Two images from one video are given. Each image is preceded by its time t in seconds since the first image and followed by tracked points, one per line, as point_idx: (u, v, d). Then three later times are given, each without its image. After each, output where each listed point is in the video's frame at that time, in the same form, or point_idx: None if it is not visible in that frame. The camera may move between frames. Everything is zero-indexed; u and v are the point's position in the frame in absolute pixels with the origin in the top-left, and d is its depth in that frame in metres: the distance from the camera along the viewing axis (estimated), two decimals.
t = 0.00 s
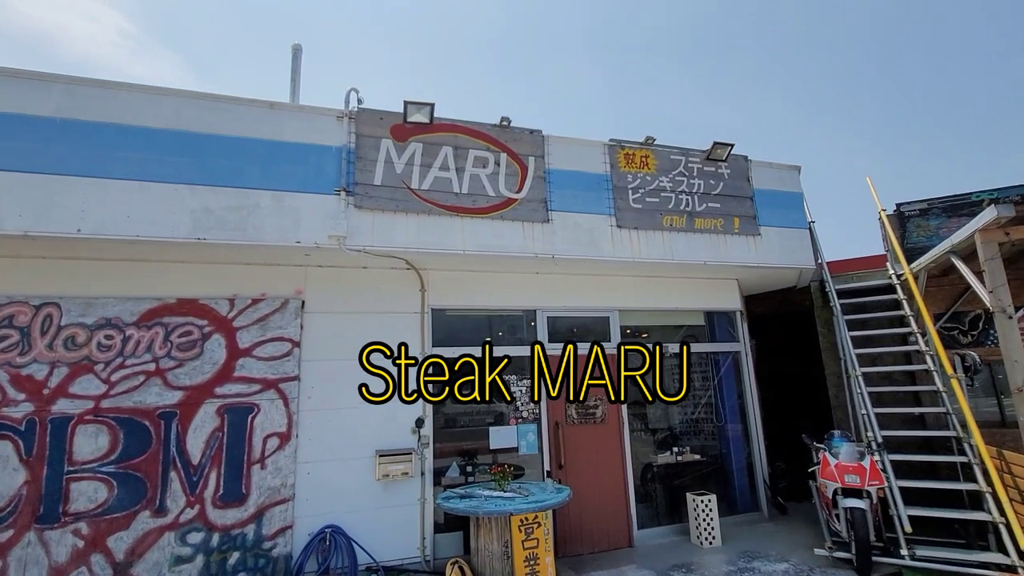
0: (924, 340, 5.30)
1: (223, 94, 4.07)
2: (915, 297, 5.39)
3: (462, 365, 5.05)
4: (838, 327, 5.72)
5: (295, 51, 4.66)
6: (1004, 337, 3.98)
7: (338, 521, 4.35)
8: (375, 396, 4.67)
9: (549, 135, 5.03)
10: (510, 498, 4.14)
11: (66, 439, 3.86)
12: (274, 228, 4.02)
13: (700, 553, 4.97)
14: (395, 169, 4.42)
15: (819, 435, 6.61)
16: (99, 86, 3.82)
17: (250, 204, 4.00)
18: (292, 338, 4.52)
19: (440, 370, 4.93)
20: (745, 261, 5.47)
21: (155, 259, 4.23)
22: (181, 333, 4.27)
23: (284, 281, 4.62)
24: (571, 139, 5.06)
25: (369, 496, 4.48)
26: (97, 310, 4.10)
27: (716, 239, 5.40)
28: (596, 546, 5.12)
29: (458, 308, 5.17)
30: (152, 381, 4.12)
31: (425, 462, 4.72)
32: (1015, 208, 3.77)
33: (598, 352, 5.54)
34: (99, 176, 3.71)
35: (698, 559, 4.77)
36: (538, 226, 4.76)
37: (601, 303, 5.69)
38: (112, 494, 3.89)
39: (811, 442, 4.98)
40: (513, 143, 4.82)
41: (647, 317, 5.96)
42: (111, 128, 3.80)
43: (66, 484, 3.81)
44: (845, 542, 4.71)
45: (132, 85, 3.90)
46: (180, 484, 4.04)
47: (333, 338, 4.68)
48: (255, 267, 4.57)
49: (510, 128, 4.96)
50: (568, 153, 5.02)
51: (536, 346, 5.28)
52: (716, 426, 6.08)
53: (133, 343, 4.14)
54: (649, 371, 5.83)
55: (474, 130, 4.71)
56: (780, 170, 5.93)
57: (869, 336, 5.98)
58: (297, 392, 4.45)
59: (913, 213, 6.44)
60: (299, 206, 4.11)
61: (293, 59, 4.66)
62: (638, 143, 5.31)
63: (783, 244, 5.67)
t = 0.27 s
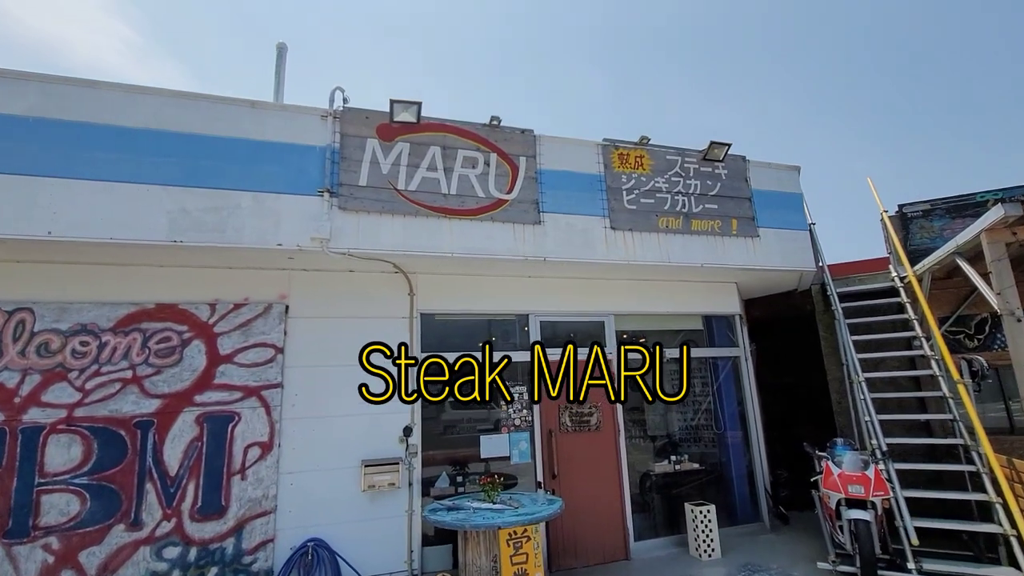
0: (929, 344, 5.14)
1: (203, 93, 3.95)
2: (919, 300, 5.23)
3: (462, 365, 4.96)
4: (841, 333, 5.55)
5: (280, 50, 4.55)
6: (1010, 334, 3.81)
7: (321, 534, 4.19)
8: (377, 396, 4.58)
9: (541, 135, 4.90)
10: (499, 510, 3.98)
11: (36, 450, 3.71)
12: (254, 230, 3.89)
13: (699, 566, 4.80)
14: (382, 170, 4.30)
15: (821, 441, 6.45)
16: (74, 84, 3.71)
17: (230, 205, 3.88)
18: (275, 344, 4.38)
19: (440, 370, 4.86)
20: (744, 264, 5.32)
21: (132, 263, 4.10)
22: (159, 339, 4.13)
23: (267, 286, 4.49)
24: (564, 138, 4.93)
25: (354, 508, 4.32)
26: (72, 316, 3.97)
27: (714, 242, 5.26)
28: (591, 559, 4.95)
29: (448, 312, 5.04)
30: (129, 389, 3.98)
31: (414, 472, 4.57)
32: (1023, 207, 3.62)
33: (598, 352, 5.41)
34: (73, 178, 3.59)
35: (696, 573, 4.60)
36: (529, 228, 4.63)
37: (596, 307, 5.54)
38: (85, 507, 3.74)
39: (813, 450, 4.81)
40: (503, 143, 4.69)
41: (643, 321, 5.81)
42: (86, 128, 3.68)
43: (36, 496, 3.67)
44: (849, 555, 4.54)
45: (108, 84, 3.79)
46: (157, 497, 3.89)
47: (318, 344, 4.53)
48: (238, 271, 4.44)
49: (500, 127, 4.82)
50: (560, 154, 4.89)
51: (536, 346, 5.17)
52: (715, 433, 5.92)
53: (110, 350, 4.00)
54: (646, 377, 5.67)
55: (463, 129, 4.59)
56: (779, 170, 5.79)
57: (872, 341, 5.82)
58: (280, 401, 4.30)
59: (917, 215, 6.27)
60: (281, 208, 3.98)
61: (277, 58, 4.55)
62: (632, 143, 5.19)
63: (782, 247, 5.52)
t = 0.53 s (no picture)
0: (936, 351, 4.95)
1: (183, 97, 3.86)
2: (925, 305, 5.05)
3: (463, 364, 4.87)
4: (844, 340, 5.38)
5: (265, 54, 4.47)
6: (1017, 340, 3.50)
7: (304, 552, 4.04)
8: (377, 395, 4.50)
9: (532, 138, 4.79)
10: (487, 527, 3.80)
11: (7, 465, 3.58)
12: (233, 236, 3.78)
13: None
14: (367, 174, 4.19)
15: (826, 452, 6.25)
16: (50, 88, 3.63)
17: (209, 211, 3.77)
18: (258, 354, 4.25)
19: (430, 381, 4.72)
20: (742, 269, 5.17)
21: (110, 271, 3.99)
22: (138, 349, 4.01)
23: (251, 294, 4.38)
24: (555, 141, 4.82)
25: (339, 524, 4.17)
26: (48, 325, 3.86)
27: (711, 246, 5.11)
28: None
29: (438, 320, 4.90)
30: (105, 401, 3.85)
31: (401, 487, 4.41)
32: None
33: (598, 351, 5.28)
34: (46, 183, 3.49)
35: None
36: (520, 233, 4.50)
37: (591, 314, 5.39)
38: (56, 524, 3.60)
39: (817, 463, 4.60)
40: (493, 147, 4.58)
41: (640, 329, 5.65)
42: (62, 132, 3.59)
43: (6, 514, 3.53)
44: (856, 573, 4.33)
45: (86, 88, 3.71)
46: (132, 513, 3.75)
47: (303, 354, 4.40)
48: (221, 279, 4.33)
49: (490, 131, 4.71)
50: (552, 157, 4.78)
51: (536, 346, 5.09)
52: (715, 444, 5.73)
53: (86, 360, 3.88)
54: (643, 387, 5.50)
55: (452, 133, 4.48)
56: (778, 174, 5.65)
57: (877, 348, 5.64)
58: (262, 413, 4.17)
59: (922, 218, 6.13)
60: (263, 213, 3.87)
61: (262, 62, 4.47)
62: (626, 146, 5.07)
63: (783, 251, 5.36)
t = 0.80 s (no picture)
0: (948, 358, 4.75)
1: (164, 100, 3.77)
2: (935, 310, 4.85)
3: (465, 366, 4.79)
4: (851, 346, 5.18)
5: (251, 56, 4.39)
6: None
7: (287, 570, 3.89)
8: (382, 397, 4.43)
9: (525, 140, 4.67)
10: (477, 545, 3.63)
11: None
12: (214, 242, 3.66)
13: None
14: (354, 178, 4.08)
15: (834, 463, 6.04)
16: (27, 91, 3.54)
17: (189, 216, 3.65)
18: (241, 364, 4.13)
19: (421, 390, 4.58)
20: (744, 274, 5.00)
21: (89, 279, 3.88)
22: (117, 359, 3.89)
23: (236, 302, 4.26)
24: (549, 144, 4.69)
25: (325, 540, 4.02)
26: (25, 335, 3.75)
27: (711, 250, 4.95)
28: None
29: (430, 328, 4.76)
30: (82, 413, 3.73)
31: (390, 501, 4.25)
32: None
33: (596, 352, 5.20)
34: (21, 189, 3.39)
35: None
36: (512, 238, 4.36)
37: (588, 321, 5.23)
38: (29, 541, 3.48)
39: (825, 476, 4.38)
40: (484, 149, 4.47)
41: (639, 336, 5.48)
42: (38, 136, 3.50)
43: None
44: None
45: (65, 91, 3.62)
46: (108, 530, 3.61)
47: (288, 363, 4.26)
48: (205, 286, 4.21)
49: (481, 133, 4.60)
50: (546, 159, 4.65)
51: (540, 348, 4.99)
52: (719, 456, 5.53)
53: (63, 371, 3.76)
54: (642, 395, 5.32)
55: (442, 135, 4.37)
56: (780, 175, 5.49)
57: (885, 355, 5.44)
58: (246, 425, 4.03)
59: (930, 220, 5.94)
60: (245, 219, 3.76)
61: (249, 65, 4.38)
62: (622, 148, 4.93)
63: (786, 255, 5.19)
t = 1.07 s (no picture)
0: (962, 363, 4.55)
1: (148, 103, 3.70)
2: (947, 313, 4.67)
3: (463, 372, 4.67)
4: (860, 352, 4.99)
5: (240, 59, 4.32)
6: None
7: None
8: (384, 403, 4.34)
9: (519, 142, 4.56)
10: (468, 561, 3.48)
11: None
12: (197, 248, 3.57)
13: None
14: (343, 181, 3.98)
15: (843, 472, 5.84)
16: (9, 95, 3.48)
17: (172, 221, 3.57)
18: (228, 373, 4.02)
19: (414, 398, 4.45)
20: (747, 277, 4.84)
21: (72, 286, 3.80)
22: (100, 368, 3.79)
23: (223, 309, 4.16)
24: (544, 145, 4.58)
25: (312, 555, 3.88)
26: (5, 343, 3.66)
27: (712, 253, 4.80)
28: None
29: (423, 335, 4.64)
30: (64, 424, 3.63)
31: (381, 514, 4.12)
32: None
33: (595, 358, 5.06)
34: None
35: None
36: (505, 241, 4.24)
37: (586, 327, 5.09)
38: (6, 557, 3.37)
39: (834, 487, 4.19)
40: (477, 151, 4.36)
41: (640, 341, 5.33)
42: (19, 141, 3.43)
43: None
44: None
45: (48, 95, 3.56)
46: (87, 545, 3.50)
47: (276, 371, 4.15)
48: (192, 292, 4.12)
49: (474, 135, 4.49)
50: (541, 161, 4.54)
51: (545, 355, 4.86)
52: (723, 465, 5.35)
53: (45, 381, 3.67)
54: (646, 404, 5.17)
55: (433, 137, 4.27)
56: (783, 176, 5.35)
57: (896, 361, 5.25)
58: (233, 435, 3.92)
59: (939, 221, 5.76)
60: (230, 223, 3.67)
61: (238, 68, 4.32)
62: (619, 149, 4.81)
63: (790, 258, 5.03)
